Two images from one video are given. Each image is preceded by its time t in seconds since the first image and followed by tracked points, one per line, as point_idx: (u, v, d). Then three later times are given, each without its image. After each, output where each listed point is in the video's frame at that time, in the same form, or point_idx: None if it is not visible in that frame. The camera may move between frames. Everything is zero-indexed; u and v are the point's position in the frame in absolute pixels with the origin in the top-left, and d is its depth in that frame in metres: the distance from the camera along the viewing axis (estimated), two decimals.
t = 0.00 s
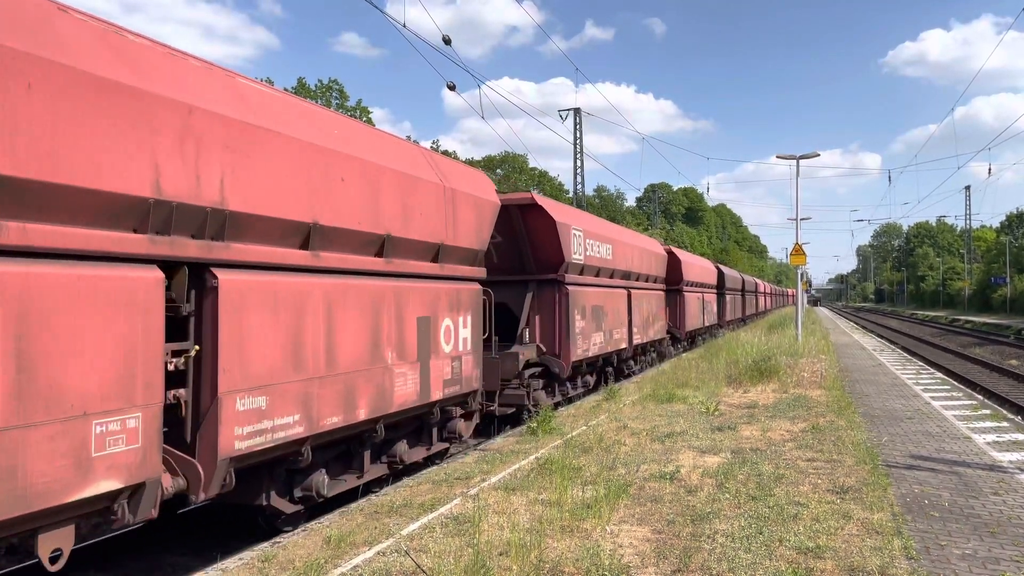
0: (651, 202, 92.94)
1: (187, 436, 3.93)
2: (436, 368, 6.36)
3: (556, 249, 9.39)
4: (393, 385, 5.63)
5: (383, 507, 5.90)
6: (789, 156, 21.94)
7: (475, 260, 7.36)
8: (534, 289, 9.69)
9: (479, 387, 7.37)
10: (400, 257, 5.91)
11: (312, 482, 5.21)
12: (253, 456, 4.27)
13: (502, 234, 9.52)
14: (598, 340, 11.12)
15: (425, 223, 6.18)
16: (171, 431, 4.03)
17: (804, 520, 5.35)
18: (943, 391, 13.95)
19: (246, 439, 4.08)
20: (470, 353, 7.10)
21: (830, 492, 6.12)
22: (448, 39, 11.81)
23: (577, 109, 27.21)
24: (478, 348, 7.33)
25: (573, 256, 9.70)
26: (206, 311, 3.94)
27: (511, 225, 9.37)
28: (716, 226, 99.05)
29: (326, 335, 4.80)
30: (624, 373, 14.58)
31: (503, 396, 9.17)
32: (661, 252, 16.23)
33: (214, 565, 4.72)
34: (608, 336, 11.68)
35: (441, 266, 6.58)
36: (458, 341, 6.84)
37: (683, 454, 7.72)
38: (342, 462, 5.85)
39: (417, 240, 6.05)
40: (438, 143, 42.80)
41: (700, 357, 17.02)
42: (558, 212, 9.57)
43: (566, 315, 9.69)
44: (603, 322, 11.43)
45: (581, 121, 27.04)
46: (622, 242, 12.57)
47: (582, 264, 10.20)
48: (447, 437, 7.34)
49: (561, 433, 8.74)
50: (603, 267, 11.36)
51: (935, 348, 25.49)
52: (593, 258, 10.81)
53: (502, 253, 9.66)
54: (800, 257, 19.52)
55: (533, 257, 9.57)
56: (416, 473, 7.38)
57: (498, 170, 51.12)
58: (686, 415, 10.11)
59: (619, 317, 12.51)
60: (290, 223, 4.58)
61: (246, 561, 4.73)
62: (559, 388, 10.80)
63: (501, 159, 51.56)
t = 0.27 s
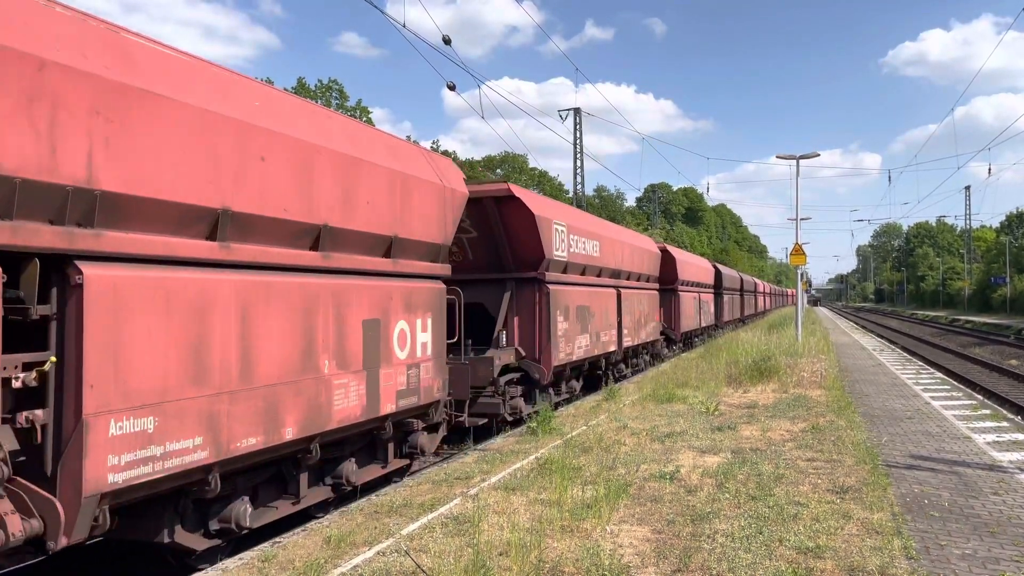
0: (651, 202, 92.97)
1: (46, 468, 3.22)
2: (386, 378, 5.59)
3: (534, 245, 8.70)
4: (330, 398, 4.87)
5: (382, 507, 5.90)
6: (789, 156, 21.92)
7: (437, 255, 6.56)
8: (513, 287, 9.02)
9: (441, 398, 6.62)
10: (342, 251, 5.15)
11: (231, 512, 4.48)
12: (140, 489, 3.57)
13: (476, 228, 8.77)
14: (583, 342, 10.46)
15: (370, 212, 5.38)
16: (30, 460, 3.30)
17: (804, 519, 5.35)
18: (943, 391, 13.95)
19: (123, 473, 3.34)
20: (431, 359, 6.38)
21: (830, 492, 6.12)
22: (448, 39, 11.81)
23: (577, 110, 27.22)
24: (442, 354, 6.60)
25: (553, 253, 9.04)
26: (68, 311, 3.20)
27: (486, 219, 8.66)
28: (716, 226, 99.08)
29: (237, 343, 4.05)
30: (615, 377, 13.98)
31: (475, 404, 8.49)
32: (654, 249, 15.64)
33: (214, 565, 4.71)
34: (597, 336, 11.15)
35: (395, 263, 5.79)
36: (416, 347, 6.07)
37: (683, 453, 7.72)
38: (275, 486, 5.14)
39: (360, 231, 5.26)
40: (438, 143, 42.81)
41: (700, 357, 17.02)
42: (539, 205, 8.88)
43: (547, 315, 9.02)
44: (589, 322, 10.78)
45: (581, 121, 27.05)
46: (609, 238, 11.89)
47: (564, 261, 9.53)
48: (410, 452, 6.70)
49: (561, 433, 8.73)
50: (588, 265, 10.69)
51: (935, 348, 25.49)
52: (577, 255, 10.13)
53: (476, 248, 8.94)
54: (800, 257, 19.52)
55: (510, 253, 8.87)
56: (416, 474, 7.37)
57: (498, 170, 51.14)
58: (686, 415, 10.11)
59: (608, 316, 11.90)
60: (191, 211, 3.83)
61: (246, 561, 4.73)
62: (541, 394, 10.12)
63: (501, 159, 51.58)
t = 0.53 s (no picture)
0: (651, 203, 92.99)
1: None
2: (323, 390, 4.82)
3: (511, 241, 8.03)
4: (246, 418, 4.11)
5: (383, 507, 5.91)
6: (789, 157, 21.92)
7: (388, 252, 5.75)
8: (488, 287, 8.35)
9: (393, 412, 5.84)
10: (265, 244, 4.40)
11: (118, 555, 3.72)
12: None
13: (447, 223, 8.08)
14: (568, 346, 9.81)
15: (294, 198, 4.56)
16: None
17: (804, 520, 5.36)
18: (943, 391, 13.95)
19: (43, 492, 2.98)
20: (382, 368, 5.62)
21: (830, 492, 6.12)
22: (448, 39, 11.82)
23: (577, 110, 27.25)
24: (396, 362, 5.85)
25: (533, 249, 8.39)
26: None
27: (458, 212, 7.96)
28: (716, 227, 99.12)
29: (182, 347, 3.65)
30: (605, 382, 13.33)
31: (442, 414, 7.80)
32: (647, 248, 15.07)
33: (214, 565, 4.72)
34: (585, 338, 10.60)
35: (336, 259, 5.01)
36: (362, 354, 5.31)
37: (683, 454, 7.73)
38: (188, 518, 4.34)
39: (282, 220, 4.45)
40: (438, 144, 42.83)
41: (699, 357, 17.04)
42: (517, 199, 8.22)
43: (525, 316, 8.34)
44: (575, 322, 10.14)
45: (581, 122, 27.08)
46: (597, 235, 11.26)
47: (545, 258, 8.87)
48: (359, 472, 5.89)
49: (561, 433, 8.74)
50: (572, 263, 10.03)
51: (934, 348, 25.52)
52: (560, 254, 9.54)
53: (448, 244, 8.24)
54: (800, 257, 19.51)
55: (485, 249, 8.20)
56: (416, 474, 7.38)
57: (498, 170, 51.17)
58: (686, 415, 10.12)
59: (597, 317, 11.33)
60: (47, 189, 3.06)
61: (246, 561, 4.74)
62: (521, 403, 9.39)
63: (501, 159, 51.58)
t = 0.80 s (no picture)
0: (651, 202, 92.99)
1: None
2: (237, 407, 4.03)
3: (483, 234, 7.41)
4: (196, 426, 3.74)
5: (382, 507, 5.91)
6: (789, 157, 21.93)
7: (329, 244, 4.98)
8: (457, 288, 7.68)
9: (333, 428, 5.05)
10: (155, 232, 3.64)
11: None
12: None
13: (411, 213, 7.39)
14: (551, 347, 9.20)
15: (195, 177, 3.80)
16: None
17: (804, 520, 5.36)
18: (943, 391, 13.94)
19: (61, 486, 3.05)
20: (317, 379, 4.80)
21: (830, 492, 6.12)
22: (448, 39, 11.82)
23: (577, 110, 27.26)
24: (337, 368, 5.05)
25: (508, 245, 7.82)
26: None
27: (423, 202, 7.29)
28: (716, 227, 99.13)
29: (195, 346, 3.74)
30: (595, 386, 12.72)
31: (404, 427, 7.15)
32: (640, 245, 14.48)
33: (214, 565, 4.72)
34: (571, 339, 10.06)
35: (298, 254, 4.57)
36: (290, 363, 4.48)
37: (683, 454, 7.72)
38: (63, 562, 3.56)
39: (178, 205, 3.70)
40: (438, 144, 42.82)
41: (699, 357, 17.04)
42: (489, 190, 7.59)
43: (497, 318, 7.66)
44: (559, 321, 9.55)
45: (581, 121, 27.08)
46: (583, 230, 10.62)
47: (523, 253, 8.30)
48: (297, 497, 5.13)
49: (561, 433, 8.73)
50: (554, 259, 9.42)
51: (934, 348, 25.52)
52: (540, 250, 8.92)
53: (414, 238, 7.57)
54: (800, 257, 19.51)
55: (455, 243, 7.56)
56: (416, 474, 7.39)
57: (498, 170, 51.17)
58: (686, 415, 10.11)
59: (585, 316, 10.73)
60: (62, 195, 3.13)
61: (246, 561, 4.73)
62: (497, 410, 8.72)
63: (501, 159, 51.57)
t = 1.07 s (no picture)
0: (651, 202, 92.97)
1: None
2: (114, 430, 3.28)
3: (450, 228, 6.77)
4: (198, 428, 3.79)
5: (382, 507, 5.90)
6: (789, 157, 21.91)
7: (248, 235, 4.26)
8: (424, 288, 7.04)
9: (252, 450, 4.27)
10: (167, 233, 3.73)
11: None
12: None
13: (370, 204, 6.67)
14: (528, 351, 8.57)
15: (50, 147, 3.05)
16: None
17: (804, 520, 5.35)
18: (943, 391, 13.93)
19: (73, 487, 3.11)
20: (229, 394, 4.04)
21: (830, 492, 6.12)
22: (448, 39, 11.81)
23: (577, 109, 27.25)
24: (258, 381, 4.29)
25: (478, 239, 7.19)
26: None
27: (383, 192, 6.57)
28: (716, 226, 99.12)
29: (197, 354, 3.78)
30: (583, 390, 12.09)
31: (359, 441, 6.44)
32: (630, 242, 13.83)
33: (214, 565, 4.72)
34: (553, 343, 9.44)
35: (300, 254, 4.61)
36: (190, 376, 3.71)
37: (683, 454, 7.72)
38: None
39: (16, 178, 2.91)
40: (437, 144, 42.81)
41: (700, 357, 17.03)
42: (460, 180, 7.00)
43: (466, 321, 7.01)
44: (538, 323, 8.91)
45: (581, 121, 27.07)
46: (566, 224, 9.98)
47: (496, 249, 7.67)
48: (216, 529, 4.42)
49: (561, 433, 8.72)
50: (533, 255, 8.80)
51: (934, 348, 25.51)
52: (518, 245, 8.34)
53: (374, 232, 6.84)
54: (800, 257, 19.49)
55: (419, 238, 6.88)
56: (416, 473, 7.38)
57: (498, 170, 51.15)
58: (686, 415, 10.11)
59: (568, 316, 10.09)
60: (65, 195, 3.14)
61: (246, 561, 4.73)
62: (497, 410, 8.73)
63: (501, 159, 51.55)
